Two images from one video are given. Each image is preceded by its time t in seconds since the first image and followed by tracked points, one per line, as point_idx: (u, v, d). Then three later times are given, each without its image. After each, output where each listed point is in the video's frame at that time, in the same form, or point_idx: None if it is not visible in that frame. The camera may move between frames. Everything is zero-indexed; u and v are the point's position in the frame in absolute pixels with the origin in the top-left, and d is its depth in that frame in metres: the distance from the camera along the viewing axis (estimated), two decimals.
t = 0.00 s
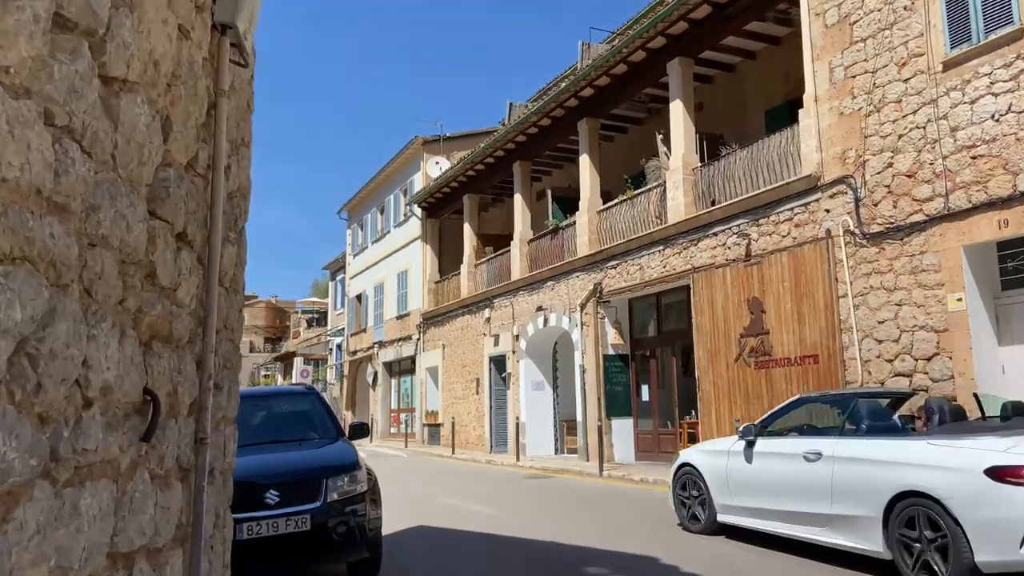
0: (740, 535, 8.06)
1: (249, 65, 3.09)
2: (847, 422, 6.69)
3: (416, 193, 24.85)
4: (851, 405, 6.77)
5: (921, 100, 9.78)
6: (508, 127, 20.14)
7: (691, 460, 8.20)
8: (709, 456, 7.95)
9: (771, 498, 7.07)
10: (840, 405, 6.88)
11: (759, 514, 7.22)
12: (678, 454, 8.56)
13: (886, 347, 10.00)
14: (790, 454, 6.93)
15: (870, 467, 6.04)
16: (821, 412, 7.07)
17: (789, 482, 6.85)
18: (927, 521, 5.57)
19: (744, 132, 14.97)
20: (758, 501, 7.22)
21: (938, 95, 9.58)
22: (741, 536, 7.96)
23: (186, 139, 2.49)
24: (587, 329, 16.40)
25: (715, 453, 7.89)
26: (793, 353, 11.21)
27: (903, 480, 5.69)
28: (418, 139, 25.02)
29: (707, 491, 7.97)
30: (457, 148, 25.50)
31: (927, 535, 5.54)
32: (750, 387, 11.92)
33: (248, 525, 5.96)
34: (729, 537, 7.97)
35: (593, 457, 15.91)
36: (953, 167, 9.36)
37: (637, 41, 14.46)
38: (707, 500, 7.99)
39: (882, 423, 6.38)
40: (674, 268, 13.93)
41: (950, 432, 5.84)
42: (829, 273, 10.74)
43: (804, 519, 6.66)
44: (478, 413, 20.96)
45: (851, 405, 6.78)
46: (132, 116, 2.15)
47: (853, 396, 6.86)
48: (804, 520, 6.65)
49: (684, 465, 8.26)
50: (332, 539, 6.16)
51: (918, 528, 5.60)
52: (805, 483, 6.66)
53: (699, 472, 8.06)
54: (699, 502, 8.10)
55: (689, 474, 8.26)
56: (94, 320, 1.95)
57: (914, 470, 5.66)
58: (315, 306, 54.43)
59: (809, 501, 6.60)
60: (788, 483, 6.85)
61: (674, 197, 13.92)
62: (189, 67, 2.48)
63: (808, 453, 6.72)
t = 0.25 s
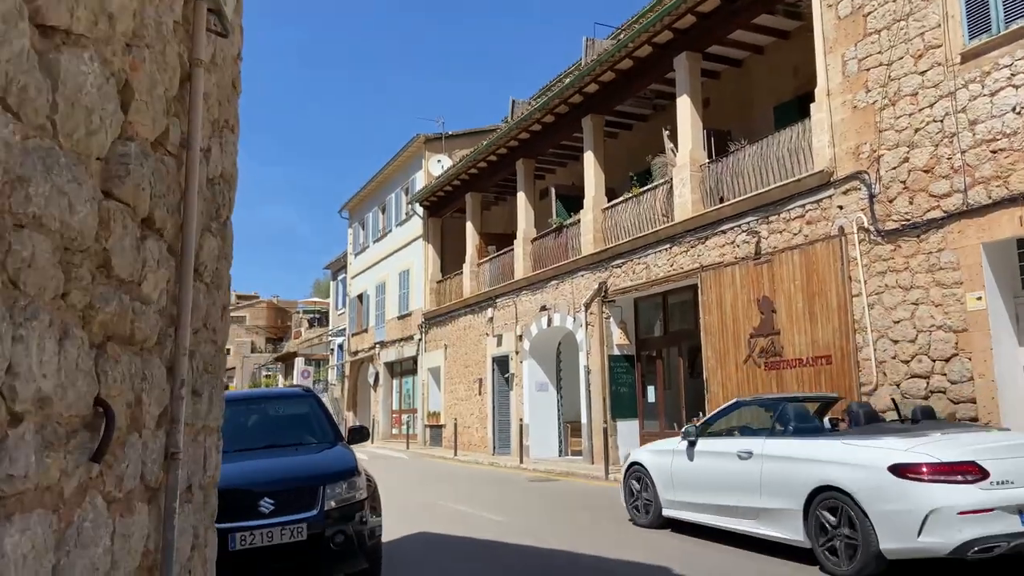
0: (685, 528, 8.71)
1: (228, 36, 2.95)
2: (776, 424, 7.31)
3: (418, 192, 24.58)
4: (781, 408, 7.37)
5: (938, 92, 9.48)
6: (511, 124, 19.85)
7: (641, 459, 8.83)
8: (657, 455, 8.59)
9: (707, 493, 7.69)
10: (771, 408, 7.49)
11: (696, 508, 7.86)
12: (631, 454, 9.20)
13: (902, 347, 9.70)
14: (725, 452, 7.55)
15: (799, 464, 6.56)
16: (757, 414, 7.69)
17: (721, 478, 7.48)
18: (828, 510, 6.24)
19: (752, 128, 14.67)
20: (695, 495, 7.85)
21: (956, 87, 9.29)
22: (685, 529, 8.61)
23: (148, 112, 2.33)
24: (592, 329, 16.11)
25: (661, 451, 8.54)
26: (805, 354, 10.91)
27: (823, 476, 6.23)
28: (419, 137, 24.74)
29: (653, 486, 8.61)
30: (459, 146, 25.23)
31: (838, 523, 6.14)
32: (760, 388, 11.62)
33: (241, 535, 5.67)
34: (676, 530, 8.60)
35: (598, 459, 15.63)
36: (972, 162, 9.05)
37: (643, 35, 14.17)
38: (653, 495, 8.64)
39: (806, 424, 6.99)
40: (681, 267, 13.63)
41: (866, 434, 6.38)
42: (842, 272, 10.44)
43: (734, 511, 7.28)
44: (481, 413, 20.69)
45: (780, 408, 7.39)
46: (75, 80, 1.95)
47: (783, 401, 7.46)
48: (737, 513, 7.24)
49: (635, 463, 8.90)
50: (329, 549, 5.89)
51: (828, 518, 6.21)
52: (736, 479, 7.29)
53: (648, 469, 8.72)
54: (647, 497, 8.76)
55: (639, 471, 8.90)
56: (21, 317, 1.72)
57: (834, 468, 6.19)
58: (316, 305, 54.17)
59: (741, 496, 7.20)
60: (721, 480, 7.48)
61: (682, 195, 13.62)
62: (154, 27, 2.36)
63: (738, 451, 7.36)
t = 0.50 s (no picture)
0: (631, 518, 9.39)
1: None
2: (704, 420, 7.99)
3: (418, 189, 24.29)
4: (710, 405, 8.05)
5: (954, 81, 9.20)
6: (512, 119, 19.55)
7: (589, 454, 9.52)
8: (603, 450, 9.27)
9: (645, 485, 8.37)
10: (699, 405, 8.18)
11: (635, 498, 8.55)
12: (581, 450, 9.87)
13: (916, 344, 9.41)
14: (660, 447, 8.23)
15: (722, 456, 7.23)
16: (688, 411, 8.37)
17: (657, 471, 8.16)
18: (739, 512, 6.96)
19: (759, 122, 14.39)
20: (635, 487, 8.53)
21: (972, 75, 9.00)
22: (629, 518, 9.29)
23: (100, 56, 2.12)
24: (595, 327, 15.82)
25: (606, 447, 9.22)
26: (814, 352, 10.62)
27: (743, 467, 6.90)
28: (420, 134, 24.44)
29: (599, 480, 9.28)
30: (459, 142, 24.94)
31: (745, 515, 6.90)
32: (768, 387, 11.33)
33: (229, 540, 5.39)
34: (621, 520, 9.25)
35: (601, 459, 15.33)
36: (990, 152, 8.76)
37: (647, 26, 13.87)
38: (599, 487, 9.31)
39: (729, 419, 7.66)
40: (687, 263, 13.34)
41: (780, 430, 7.05)
42: (853, 268, 10.15)
43: (669, 501, 7.96)
44: (482, 413, 20.40)
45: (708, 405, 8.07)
46: None
47: (713, 400, 8.09)
48: (671, 503, 7.91)
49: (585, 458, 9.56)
50: (323, 554, 5.60)
51: (745, 505, 6.90)
52: (669, 471, 7.97)
53: (595, 464, 9.40)
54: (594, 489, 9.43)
55: (588, 465, 9.57)
56: None
57: (756, 460, 6.82)
58: (316, 305, 53.88)
59: (675, 486, 7.88)
60: (657, 472, 8.15)
61: (687, 189, 13.32)
62: None
63: (671, 445, 8.05)
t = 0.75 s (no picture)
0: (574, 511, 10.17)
1: None
2: (637, 422, 8.77)
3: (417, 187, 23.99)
4: (643, 409, 8.82)
5: (969, 72, 8.90)
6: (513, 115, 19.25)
7: (539, 453, 10.28)
8: (552, 449, 10.03)
9: (585, 480, 9.13)
10: (632, 409, 8.96)
11: (577, 493, 9.30)
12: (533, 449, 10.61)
13: (930, 343, 9.11)
14: (598, 446, 9.00)
15: (649, 454, 7.99)
16: (623, 414, 9.15)
17: (596, 467, 8.90)
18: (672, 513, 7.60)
19: (765, 117, 14.09)
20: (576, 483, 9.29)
21: (989, 66, 8.70)
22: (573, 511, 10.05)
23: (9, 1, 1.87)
24: (597, 326, 15.52)
25: (554, 447, 9.97)
26: (824, 352, 10.29)
27: (665, 463, 7.68)
28: (419, 131, 24.13)
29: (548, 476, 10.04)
30: (459, 140, 24.63)
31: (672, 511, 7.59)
32: (776, 389, 11.00)
33: (213, 552, 5.08)
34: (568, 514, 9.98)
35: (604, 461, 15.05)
36: (1007, 145, 8.46)
37: (651, 19, 13.56)
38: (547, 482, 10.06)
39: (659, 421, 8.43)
40: (691, 261, 13.03)
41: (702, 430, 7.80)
42: (864, 265, 9.83)
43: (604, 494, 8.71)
44: (482, 414, 20.11)
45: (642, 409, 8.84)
46: None
47: (648, 403, 8.86)
48: (607, 496, 8.65)
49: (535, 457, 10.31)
50: (314, 566, 5.29)
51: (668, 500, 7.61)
52: (605, 468, 8.72)
53: (544, 462, 10.14)
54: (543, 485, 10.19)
55: (539, 463, 10.31)
56: None
57: (678, 458, 7.55)
58: (315, 305, 53.58)
59: (608, 481, 8.64)
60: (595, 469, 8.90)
61: (692, 185, 13.02)
62: None
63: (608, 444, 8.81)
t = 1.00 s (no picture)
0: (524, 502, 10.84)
1: None
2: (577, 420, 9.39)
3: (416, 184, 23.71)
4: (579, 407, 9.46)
5: (984, 60, 8.62)
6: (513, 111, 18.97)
7: (493, 449, 10.91)
8: (503, 447, 10.65)
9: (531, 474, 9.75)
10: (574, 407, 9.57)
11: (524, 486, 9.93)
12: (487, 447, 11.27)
13: (944, 340, 8.84)
14: (541, 442, 9.63)
15: (583, 449, 8.63)
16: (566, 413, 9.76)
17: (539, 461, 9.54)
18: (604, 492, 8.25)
19: (770, 110, 13.82)
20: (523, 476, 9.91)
21: (1005, 54, 8.42)
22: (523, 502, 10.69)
23: None
24: (598, 324, 15.26)
25: (505, 444, 10.60)
26: (832, 350, 10.03)
27: (594, 457, 8.33)
28: (418, 128, 23.84)
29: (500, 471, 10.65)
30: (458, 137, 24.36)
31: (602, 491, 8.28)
32: (782, 388, 10.73)
33: (197, 559, 4.81)
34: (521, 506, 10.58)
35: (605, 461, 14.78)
36: None
37: (653, 10, 13.27)
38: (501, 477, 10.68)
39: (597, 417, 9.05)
40: (694, 258, 12.76)
41: (628, 428, 8.44)
42: (875, 260, 9.57)
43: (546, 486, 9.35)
44: (482, 413, 19.83)
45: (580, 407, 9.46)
46: None
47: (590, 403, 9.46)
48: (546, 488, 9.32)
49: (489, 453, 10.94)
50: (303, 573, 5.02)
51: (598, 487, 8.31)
52: (547, 462, 9.36)
53: (497, 458, 10.78)
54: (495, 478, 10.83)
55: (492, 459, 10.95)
56: None
57: (607, 451, 8.21)
58: (314, 304, 53.26)
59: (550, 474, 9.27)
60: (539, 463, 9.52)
61: (696, 179, 12.74)
62: None
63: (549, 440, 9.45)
